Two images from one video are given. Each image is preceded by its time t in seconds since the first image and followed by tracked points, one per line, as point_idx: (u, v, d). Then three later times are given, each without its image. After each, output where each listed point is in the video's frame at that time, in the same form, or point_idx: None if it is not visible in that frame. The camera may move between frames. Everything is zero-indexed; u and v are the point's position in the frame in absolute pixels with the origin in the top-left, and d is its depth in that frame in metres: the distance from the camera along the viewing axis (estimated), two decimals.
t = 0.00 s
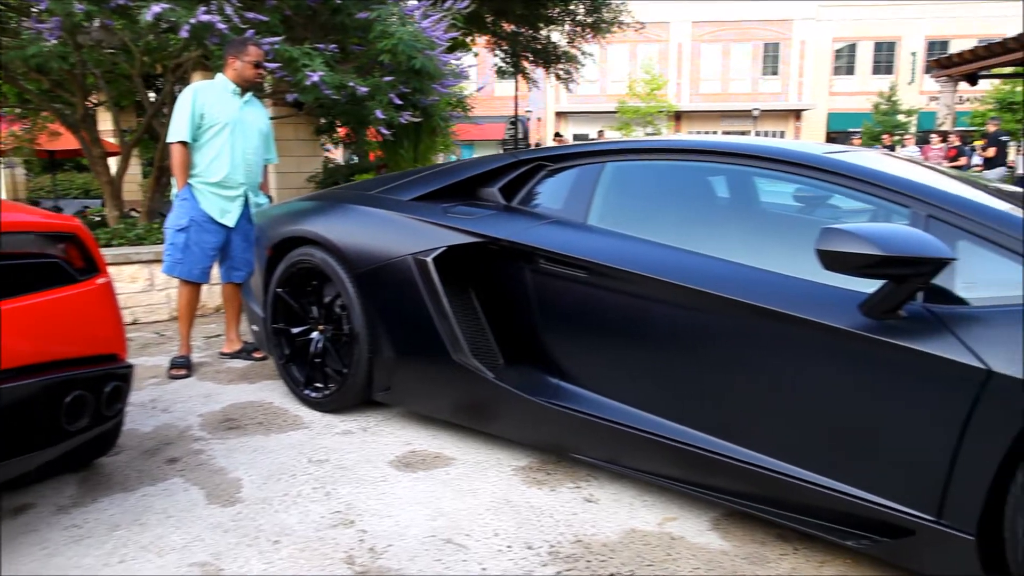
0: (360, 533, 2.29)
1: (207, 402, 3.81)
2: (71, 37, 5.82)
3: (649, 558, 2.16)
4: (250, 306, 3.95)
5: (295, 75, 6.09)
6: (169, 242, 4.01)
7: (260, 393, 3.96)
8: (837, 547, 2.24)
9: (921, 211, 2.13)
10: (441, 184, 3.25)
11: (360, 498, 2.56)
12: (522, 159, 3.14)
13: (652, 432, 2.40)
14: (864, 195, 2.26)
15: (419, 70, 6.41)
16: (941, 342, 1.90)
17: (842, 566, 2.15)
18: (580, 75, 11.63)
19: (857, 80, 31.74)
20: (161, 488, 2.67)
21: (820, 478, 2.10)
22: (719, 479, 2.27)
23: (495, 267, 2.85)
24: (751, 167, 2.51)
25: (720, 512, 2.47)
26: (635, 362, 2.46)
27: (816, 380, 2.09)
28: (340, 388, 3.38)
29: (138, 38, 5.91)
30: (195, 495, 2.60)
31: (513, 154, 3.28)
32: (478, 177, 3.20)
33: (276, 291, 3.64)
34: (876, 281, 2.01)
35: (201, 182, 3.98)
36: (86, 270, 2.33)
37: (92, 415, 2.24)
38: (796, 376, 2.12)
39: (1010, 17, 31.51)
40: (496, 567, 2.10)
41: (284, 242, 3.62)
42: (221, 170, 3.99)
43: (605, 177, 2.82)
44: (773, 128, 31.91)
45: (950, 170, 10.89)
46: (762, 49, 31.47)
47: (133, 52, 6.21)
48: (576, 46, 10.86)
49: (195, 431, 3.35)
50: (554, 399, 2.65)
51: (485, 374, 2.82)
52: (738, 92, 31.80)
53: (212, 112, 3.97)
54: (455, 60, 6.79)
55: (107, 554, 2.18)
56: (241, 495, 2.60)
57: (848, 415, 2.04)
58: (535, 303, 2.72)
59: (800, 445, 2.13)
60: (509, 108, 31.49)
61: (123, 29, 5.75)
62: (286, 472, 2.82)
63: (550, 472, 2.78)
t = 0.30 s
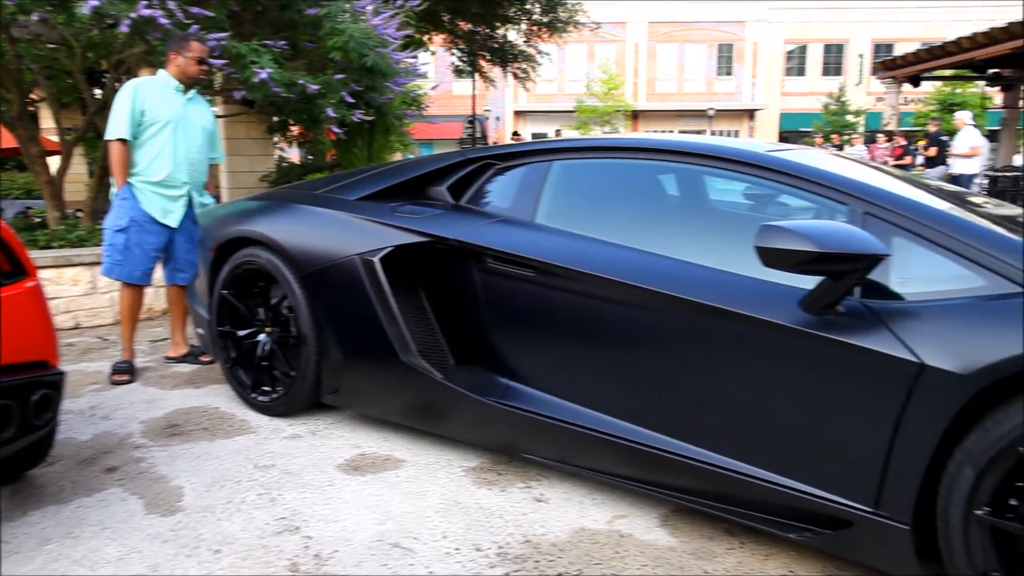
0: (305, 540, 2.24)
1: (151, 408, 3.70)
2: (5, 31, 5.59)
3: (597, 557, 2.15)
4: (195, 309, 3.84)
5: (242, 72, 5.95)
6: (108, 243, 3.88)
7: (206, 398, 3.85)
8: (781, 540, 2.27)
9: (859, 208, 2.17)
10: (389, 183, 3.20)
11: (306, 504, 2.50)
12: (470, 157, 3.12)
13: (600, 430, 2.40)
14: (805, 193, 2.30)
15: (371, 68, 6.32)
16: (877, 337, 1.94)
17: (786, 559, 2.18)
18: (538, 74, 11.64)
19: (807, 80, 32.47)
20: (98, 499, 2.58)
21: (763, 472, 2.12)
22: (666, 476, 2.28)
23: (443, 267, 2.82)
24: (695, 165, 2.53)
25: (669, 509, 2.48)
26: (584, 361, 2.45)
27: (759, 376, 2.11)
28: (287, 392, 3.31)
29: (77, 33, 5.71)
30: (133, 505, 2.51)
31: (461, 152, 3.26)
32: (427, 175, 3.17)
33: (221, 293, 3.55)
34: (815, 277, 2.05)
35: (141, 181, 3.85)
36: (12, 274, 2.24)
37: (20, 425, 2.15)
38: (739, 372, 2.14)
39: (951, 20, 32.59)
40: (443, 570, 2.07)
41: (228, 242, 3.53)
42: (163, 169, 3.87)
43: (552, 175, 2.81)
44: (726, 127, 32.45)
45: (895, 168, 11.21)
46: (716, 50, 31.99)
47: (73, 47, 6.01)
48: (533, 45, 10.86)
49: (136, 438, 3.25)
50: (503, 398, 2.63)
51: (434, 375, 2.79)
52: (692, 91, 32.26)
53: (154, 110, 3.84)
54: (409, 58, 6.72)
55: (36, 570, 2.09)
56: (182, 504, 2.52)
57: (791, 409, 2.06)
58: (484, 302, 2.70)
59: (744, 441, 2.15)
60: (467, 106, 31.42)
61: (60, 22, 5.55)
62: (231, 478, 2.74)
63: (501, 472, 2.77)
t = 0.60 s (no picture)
0: (247, 546, 2.19)
1: (89, 413, 3.57)
2: None
3: (545, 555, 2.15)
4: (137, 310, 3.72)
5: (186, 65, 5.78)
6: (37, 241, 3.72)
7: (148, 401, 3.74)
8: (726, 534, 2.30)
9: (799, 204, 2.20)
10: (335, 180, 3.14)
11: (250, 509, 2.44)
12: (417, 154, 3.08)
13: (548, 428, 2.39)
14: (746, 190, 2.32)
15: (322, 63, 6.21)
16: (815, 332, 1.97)
17: (731, 552, 2.21)
18: (495, 72, 11.61)
19: (759, 80, 33.09)
20: (29, 509, 2.48)
21: (708, 467, 2.14)
22: (614, 472, 2.28)
23: (390, 265, 2.78)
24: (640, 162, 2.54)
25: (618, 505, 2.49)
26: (532, 359, 2.44)
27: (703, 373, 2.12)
28: (233, 394, 3.22)
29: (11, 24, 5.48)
30: (66, 515, 2.42)
31: (408, 149, 3.21)
32: (373, 172, 3.12)
33: (163, 293, 3.44)
34: (755, 272, 2.07)
35: (73, 177, 3.71)
36: None
37: None
38: (684, 368, 2.15)
39: (895, 23, 33.58)
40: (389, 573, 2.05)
41: (170, 241, 3.43)
42: (96, 165, 3.74)
43: (500, 172, 2.79)
44: (681, 125, 32.87)
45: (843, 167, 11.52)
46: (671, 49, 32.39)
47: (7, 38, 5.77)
48: (490, 42, 10.83)
49: (71, 444, 3.13)
50: (451, 398, 2.61)
51: (381, 375, 2.74)
52: (648, 89, 32.60)
53: (86, 103, 3.70)
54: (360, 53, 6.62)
55: None
56: (119, 512, 2.43)
57: (734, 405, 2.08)
58: (431, 300, 2.68)
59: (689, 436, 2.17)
60: (424, 104, 31.24)
61: None
62: (171, 484, 2.66)
63: (451, 472, 2.74)
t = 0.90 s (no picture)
0: (189, 553, 2.13)
1: (28, 418, 3.44)
2: None
3: (495, 555, 2.13)
4: (80, 310, 3.59)
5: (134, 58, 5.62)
6: None
7: (92, 404, 3.62)
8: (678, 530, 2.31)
9: (745, 202, 2.23)
10: (284, 177, 3.08)
11: (194, 514, 2.38)
12: (368, 151, 3.03)
13: (500, 428, 2.38)
14: (695, 188, 2.34)
15: (276, 58, 6.09)
16: (760, 329, 1.99)
17: (682, 548, 2.22)
18: (458, 69, 11.56)
19: (718, 81, 33.56)
20: None
21: (658, 465, 2.15)
22: (566, 471, 2.27)
23: (340, 264, 2.74)
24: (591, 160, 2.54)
25: (570, 504, 2.49)
26: (484, 358, 2.43)
27: (652, 371, 2.13)
28: (180, 396, 3.14)
29: None
30: None
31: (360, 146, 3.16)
32: (323, 169, 3.07)
33: (106, 293, 3.33)
34: (701, 270, 2.08)
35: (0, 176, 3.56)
36: None
37: None
38: (634, 366, 2.15)
39: (848, 27, 34.41)
40: None
41: (113, 239, 3.32)
42: (23, 162, 3.56)
43: (451, 169, 2.77)
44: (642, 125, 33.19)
45: (798, 166, 11.75)
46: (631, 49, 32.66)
47: None
48: (453, 40, 10.78)
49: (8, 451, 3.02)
50: (402, 398, 2.57)
51: (332, 375, 2.69)
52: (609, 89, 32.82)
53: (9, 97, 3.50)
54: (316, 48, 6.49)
55: None
56: (56, 520, 2.35)
57: (683, 403, 2.09)
58: (382, 299, 2.64)
59: (639, 434, 2.17)
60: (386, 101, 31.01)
61: None
62: (112, 490, 2.58)
63: (403, 473, 2.71)
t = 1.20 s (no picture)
0: (131, 557, 2.07)
1: None
2: None
3: (447, 552, 2.12)
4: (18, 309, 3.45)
5: (75, 46, 5.43)
6: None
7: (32, 406, 3.49)
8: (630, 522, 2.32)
9: (693, 194, 2.24)
10: (231, 170, 3.01)
11: (137, 516, 2.31)
12: (318, 143, 2.98)
13: (452, 423, 2.36)
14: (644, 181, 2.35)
15: (227, 50, 5.95)
16: (706, 320, 2.01)
17: (634, 540, 2.23)
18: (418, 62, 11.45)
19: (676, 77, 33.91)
20: None
21: (609, 457, 2.15)
22: (518, 466, 2.27)
23: (288, 258, 2.69)
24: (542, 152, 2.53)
25: (524, 498, 2.48)
26: (435, 353, 2.40)
27: (602, 364, 2.13)
28: (125, 396, 3.04)
29: None
30: None
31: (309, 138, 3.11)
32: (271, 162, 3.00)
33: (46, 290, 3.21)
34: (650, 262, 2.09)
35: None
36: None
37: None
38: (585, 359, 2.15)
39: (802, 25, 35.07)
40: None
41: (53, 234, 3.21)
42: None
43: (402, 161, 2.74)
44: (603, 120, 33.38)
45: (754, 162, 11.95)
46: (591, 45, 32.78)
47: None
48: (412, 33, 10.67)
49: None
50: (353, 394, 2.54)
51: (281, 372, 2.64)
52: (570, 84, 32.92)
53: None
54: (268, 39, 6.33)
55: None
56: None
57: (633, 395, 2.10)
58: (332, 293, 2.60)
59: (590, 427, 2.17)
60: (345, 95, 30.61)
61: None
62: (51, 494, 2.49)
63: (356, 470, 2.67)
